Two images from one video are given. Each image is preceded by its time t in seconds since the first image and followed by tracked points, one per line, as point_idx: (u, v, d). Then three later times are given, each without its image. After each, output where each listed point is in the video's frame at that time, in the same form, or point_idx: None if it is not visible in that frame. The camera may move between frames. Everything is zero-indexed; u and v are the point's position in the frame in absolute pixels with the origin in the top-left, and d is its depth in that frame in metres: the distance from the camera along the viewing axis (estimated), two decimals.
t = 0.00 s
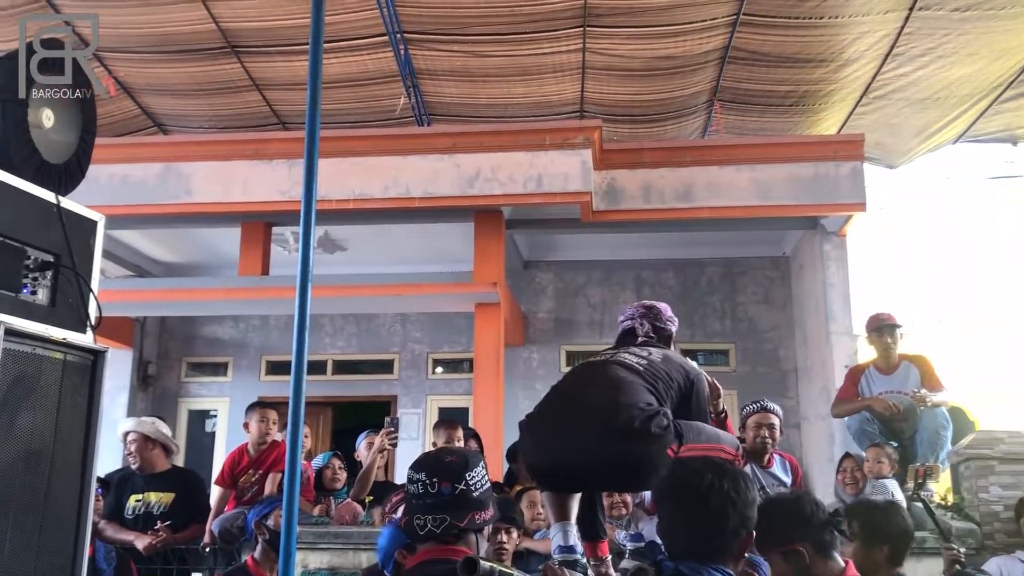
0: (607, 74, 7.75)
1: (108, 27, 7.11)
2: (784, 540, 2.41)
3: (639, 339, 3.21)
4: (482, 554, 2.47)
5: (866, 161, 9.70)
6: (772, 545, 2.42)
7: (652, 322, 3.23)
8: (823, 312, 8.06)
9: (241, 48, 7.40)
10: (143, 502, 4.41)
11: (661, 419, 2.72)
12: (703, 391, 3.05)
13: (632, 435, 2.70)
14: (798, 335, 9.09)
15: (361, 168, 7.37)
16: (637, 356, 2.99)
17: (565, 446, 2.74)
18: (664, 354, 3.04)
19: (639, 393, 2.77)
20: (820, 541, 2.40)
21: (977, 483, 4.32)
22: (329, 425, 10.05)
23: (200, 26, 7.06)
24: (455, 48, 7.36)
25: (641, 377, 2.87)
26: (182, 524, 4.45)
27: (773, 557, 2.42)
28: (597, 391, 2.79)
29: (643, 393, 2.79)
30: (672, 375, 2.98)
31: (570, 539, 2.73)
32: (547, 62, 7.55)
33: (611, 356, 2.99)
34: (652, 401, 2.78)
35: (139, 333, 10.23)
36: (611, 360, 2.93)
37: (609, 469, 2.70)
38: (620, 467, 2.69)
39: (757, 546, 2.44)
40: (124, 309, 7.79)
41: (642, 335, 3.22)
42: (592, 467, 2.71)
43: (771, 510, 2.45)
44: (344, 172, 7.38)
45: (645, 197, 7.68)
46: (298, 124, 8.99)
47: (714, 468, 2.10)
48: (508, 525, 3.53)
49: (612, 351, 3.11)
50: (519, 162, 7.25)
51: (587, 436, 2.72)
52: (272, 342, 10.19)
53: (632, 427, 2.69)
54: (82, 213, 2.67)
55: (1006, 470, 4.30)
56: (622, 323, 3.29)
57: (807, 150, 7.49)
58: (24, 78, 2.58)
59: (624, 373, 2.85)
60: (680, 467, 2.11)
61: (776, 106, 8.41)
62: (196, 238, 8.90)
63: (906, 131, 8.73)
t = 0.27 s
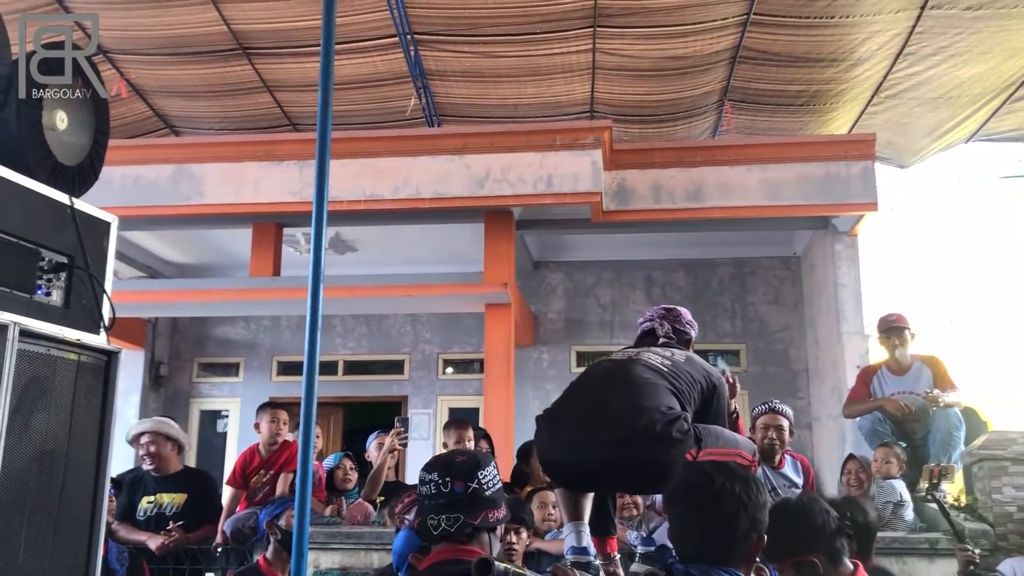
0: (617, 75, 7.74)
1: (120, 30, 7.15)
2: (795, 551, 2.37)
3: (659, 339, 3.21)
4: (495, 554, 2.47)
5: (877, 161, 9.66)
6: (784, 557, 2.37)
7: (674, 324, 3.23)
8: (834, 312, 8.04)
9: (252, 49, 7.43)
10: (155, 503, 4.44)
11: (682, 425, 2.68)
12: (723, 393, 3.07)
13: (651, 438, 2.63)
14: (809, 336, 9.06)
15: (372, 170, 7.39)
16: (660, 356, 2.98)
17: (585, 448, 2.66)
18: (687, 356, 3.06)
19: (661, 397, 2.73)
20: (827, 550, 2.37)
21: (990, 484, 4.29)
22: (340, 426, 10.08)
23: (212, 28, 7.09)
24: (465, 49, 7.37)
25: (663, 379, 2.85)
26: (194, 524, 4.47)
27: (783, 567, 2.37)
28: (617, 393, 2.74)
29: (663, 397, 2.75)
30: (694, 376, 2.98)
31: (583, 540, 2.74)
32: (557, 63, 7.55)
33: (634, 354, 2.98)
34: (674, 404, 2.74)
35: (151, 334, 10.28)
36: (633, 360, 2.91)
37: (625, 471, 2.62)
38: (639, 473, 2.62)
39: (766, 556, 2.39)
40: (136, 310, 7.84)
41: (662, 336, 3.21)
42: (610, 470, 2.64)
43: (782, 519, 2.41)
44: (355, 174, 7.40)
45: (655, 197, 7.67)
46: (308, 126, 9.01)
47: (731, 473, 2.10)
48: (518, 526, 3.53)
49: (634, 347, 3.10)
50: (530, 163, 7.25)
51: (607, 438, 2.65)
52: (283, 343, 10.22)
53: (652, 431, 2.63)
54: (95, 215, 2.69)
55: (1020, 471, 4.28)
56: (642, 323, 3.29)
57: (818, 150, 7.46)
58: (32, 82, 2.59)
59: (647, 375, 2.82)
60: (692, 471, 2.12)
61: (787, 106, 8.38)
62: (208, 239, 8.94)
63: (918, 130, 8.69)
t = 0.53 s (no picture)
0: (625, 75, 7.74)
1: (131, 33, 7.19)
2: (813, 553, 2.35)
3: (671, 340, 3.23)
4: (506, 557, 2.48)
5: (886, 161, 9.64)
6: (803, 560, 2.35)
7: (686, 325, 3.24)
8: (843, 312, 8.02)
9: (261, 51, 7.46)
10: (164, 503, 4.47)
11: (697, 434, 2.71)
12: (737, 394, 3.08)
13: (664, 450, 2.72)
14: (818, 336, 9.04)
15: (381, 171, 7.40)
16: (671, 360, 3.01)
17: (605, 464, 2.80)
18: (699, 357, 3.07)
19: (675, 407, 2.79)
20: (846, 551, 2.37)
21: (1000, 484, 4.33)
22: (349, 426, 10.12)
23: (222, 30, 7.12)
24: (473, 50, 7.38)
25: (676, 386, 2.89)
26: (204, 523, 4.50)
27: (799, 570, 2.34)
28: (632, 404, 2.84)
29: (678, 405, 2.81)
30: (707, 379, 3.00)
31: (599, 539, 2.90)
32: (566, 63, 7.56)
33: (646, 361, 3.01)
34: (687, 413, 2.80)
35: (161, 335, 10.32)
36: (647, 366, 2.97)
37: (646, 484, 2.74)
38: (657, 484, 2.73)
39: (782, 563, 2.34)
40: (146, 311, 7.87)
41: (675, 338, 3.22)
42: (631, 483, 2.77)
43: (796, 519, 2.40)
44: (364, 175, 7.42)
45: (664, 197, 7.66)
46: (318, 127, 9.04)
47: (744, 471, 2.10)
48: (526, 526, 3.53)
49: (645, 352, 3.12)
50: (538, 163, 7.25)
51: (625, 453, 2.77)
52: (292, 343, 10.26)
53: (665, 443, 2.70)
54: (107, 216, 2.71)
55: None
56: (655, 325, 3.29)
57: (828, 150, 7.45)
58: (33, 82, 2.59)
59: (660, 384, 2.87)
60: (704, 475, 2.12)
61: (796, 106, 8.37)
62: (218, 239, 8.98)
63: (927, 129, 8.66)
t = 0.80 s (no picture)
0: (632, 75, 7.74)
1: (138, 35, 7.21)
2: (829, 549, 2.51)
3: (685, 340, 3.20)
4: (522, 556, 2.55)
5: (893, 161, 9.62)
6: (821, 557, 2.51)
7: (700, 321, 3.21)
8: (850, 313, 8.00)
9: (268, 53, 7.48)
10: (169, 504, 4.48)
11: (712, 433, 2.80)
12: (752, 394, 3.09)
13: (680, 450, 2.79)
14: (825, 336, 9.02)
15: (387, 172, 7.41)
16: (684, 361, 3.02)
17: (621, 464, 2.86)
18: (713, 356, 3.07)
19: (690, 408, 2.85)
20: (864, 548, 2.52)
21: (1008, 486, 4.34)
22: (356, 427, 10.14)
23: (229, 32, 7.14)
24: (480, 51, 7.38)
25: (690, 387, 2.92)
26: (211, 524, 4.50)
27: (824, 570, 2.48)
28: (648, 404, 2.91)
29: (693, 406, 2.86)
30: (721, 380, 3.01)
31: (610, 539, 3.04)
32: (572, 64, 7.56)
33: (659, 363, 3.05)
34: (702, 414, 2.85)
35: (169, 336, 10.35)
36: (662, 366, 3.02)
37: (662, 484, 2.80)
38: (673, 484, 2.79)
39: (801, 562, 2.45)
40: (154, 312, 7.90)
41: (689, 336, 3.20)
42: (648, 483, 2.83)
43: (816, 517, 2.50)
44: (371, 176, 7.43)
45: (670, 197, 7.65)
46: (325, 128, 9.06)
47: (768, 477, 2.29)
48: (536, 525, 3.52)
49: (659, 352, 3.13)
50: (545, 164, 7.25)
51: (641, 454, 2.85)
52: (299, 344, 10.28)
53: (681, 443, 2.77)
54: (115, 218, 2.72)
55: None
56: (667, 322, 3.27)
57: (834, 150, 7.43)
58: (32, 81, 2.57)
59: (674, 385, 2.92)
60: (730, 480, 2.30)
61: (803, 106, 8.35)
62: (225, 241, 9.00)
63: (934, 129, 8.64)
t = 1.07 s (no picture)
0: (637, 78, 7.74)
1: (145, 39, 7.25)
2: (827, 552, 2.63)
3: (693, 346, 3.23)
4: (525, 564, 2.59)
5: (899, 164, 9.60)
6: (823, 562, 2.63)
7: (709, 329, 3.24)
8: (857, 315, 7.98)
9: (275, 57, 7.50)
10: (177, 506, 4.48)
11: (717, 446, 2.86)
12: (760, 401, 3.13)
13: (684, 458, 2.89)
14: (831, 339, 9.00)
15: (394, 175, 7.43)
16: (691, 371, 3.08)
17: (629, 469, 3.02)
18: (720, 363, 3.11)
19: (695, 418, 2.93)
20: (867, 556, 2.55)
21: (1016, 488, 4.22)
22: (362, 429, 10.15)
23: (235, 36, 7.17)
24: (485, 55, 7.39)
25: (695, 398, 2.99)
26: (217, 527, 4.51)
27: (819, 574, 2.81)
28: (654, 413, 3.03)
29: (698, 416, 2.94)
30: (727, 389, 3.06)
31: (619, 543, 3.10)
32: (578, 67, 7.57)
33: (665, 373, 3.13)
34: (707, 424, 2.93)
35: (176, 338, 10.39)
36: (670, 376, 3.11)
37: (667, 490, 2.93)
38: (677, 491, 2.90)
39: (812, 571, 2.79)
40: (161, 315, 7.92)
41: (697, 344, 3.22)
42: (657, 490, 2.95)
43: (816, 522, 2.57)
44: (377, 179, 7.44)
45: (676, 200, 7.65)
46: (331, 132, 9.08)
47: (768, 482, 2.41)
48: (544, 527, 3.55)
49: (668, 362, 3.20)
50: (550, 167, 7.25)
51: (648, 461, 2.97)
52: (305, 347, 10.29)
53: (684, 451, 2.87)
54: (123, 222, 2.74)
55: None
56: (677, 328, 3.29)
57: (840, 153, 7.42)
58: (32, 82, 2.56)
59: (679, 397, 3.00)
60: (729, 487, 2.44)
61: (809, 108, 8.35)
62: (232, 244, 9.03)
63: (940, 131, 8.63)
